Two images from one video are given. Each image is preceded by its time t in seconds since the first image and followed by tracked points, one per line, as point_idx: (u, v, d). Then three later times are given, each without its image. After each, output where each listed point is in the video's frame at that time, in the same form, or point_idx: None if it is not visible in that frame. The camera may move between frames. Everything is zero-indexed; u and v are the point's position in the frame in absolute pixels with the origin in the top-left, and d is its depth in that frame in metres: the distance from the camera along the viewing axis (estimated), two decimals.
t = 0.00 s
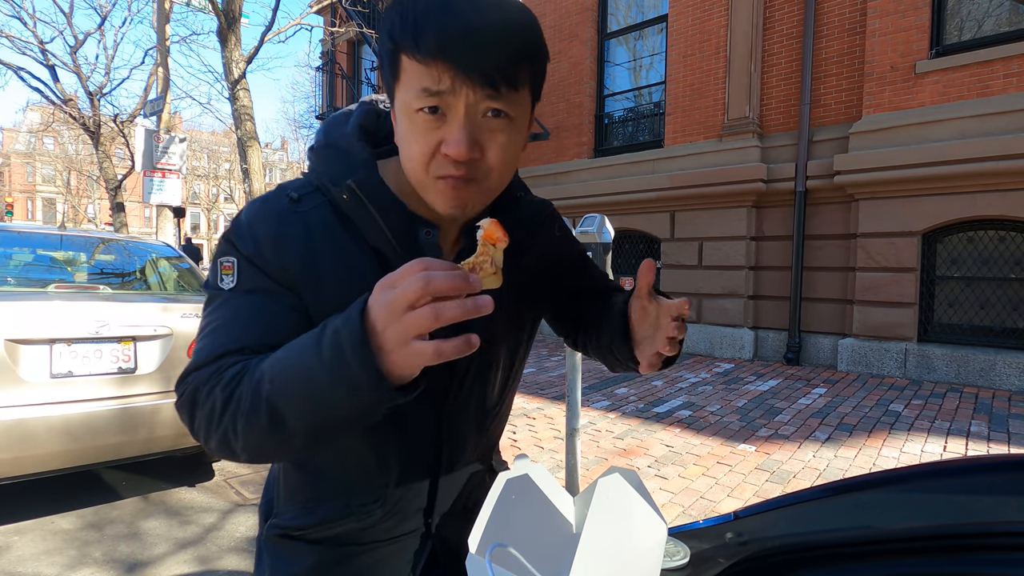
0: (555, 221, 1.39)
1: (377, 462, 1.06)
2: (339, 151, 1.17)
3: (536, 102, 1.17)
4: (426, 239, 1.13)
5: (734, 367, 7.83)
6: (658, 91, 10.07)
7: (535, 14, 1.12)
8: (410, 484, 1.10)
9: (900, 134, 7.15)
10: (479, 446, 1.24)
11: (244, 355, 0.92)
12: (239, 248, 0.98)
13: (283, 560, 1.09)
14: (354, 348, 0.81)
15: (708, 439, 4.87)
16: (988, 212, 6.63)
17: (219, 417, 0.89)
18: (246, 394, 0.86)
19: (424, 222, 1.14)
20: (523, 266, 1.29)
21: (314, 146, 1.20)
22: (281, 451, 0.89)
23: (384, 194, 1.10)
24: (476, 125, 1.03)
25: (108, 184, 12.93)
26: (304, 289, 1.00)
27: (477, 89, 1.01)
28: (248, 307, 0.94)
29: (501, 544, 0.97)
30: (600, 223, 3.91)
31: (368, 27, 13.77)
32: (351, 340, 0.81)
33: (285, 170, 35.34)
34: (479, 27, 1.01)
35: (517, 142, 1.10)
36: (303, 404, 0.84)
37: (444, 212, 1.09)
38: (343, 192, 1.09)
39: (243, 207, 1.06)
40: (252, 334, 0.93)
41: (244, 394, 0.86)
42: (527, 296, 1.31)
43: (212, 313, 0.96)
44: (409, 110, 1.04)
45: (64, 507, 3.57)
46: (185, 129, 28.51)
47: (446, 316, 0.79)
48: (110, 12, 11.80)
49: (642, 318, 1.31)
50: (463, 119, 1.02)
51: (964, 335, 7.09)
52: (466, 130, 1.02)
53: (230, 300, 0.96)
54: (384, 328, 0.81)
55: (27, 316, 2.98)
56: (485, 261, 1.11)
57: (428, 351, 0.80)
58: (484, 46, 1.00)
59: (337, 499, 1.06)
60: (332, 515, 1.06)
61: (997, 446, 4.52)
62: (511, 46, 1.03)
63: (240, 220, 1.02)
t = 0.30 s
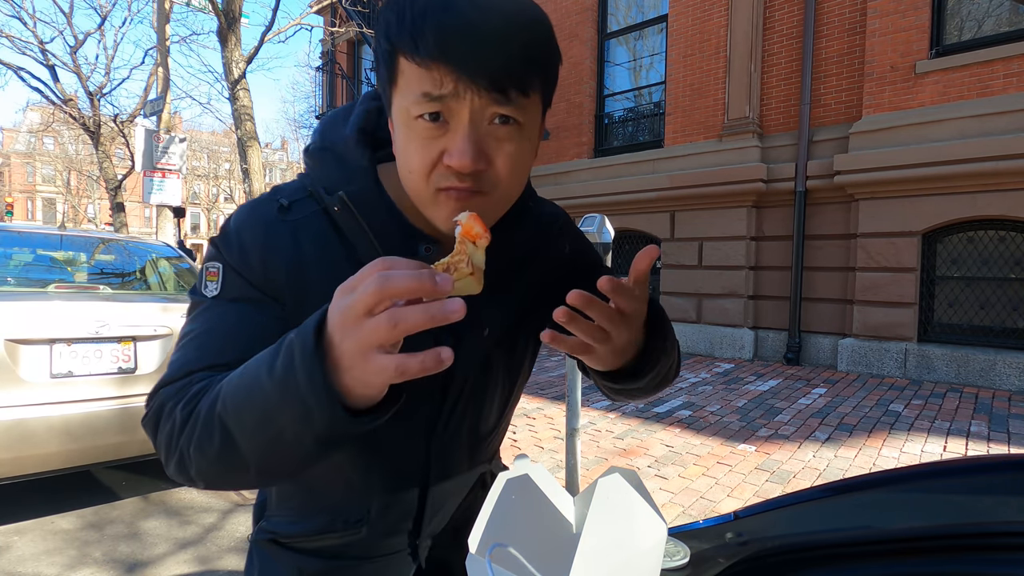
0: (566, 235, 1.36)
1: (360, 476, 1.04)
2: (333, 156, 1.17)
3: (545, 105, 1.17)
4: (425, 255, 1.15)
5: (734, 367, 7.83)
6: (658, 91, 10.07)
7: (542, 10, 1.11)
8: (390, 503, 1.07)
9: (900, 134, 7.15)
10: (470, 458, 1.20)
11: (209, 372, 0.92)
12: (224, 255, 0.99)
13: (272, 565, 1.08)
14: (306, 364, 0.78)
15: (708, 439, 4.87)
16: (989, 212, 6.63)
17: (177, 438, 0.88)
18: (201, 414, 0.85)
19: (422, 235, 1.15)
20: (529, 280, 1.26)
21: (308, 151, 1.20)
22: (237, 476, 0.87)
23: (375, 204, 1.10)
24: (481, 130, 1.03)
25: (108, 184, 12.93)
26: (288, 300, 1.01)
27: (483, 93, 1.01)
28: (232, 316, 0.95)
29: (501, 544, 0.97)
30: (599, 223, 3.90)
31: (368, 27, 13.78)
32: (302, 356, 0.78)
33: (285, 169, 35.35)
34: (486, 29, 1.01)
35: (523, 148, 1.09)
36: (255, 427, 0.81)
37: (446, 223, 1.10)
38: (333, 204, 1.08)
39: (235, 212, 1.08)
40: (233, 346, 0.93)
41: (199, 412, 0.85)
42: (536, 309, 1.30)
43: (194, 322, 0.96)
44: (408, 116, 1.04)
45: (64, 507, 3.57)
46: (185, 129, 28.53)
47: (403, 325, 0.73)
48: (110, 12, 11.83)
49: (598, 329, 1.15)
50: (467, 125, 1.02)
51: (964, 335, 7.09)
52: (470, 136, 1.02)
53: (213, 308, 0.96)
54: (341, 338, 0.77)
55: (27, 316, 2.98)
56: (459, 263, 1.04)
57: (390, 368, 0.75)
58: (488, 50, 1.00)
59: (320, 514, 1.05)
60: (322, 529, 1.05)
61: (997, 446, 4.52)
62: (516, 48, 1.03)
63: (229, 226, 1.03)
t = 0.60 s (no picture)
0: (571, 240, 1.37)
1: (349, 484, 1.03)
2: (325, 158, 1.16)
3: (545, 101, 1.18)
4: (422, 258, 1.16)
5: (734, 367, 7.83)
6: (658, 91, 10.07)
7: (540, 8, 1.11)
8: (379, 513, 1.05)
9: (900, 134, 7.15)
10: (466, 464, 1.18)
11: (189, 384, 0.92)
12: (211, 259, 0.99)
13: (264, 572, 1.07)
14: (278, 374, 0.77)
15: (708, 439, 4.87)
16: (989, 212, 6.63)
17: (153, 452, 0.88)
18: (175, 428, 0.85)
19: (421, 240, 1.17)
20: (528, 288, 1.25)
21: (300, 150, 1.19)
22: (213, 492, 0.86)
23: (368, 206, 1.10)
24: (478, 122, 1.03)
25: (108, 184, 12.93)
26: (277, 306, 1.00)
27: (480, 83, 1.00)
28: (218, 323, 0.95)
29: (501, 544, 0.97)
30: (599, 223, 3.89)
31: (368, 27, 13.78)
32: (275, 363, 0.77)
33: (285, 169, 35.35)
34: (486, 19, 1.01)
35: (521, 143, 1.09)
36: (229, 441, 0.81)
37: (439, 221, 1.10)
38: (326, 208, 1.08)
39: (224, 211, 1.07)
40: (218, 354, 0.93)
41: (174, 425, 0.86)
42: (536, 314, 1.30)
43: (178, 331, 0.96)
44: (400, 109, 1.03)
45: (64, 507, 3.57)
46: (185, 129, 28.53)
47: (378, 328, 0.71)
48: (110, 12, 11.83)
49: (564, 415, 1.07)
50: (463, 118, 1.01)
51: (964, 335, 7.09)
52: (466, 128, 1.02)
53: (198, 315, 0.96)
54: (315, 346, 0.76)
55: (27, 316, 2.97)
56: (445, 262, 1.02)
57: (365, 381, 0.73)
58: (483, 39, 1.00)
59: (313, 524, 1.04)
60: (312, 539, 1.03)
61: (997, 446, 4.52)
62: (516, 39, 1.03)
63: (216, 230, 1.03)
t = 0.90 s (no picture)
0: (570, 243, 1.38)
1: (343, 487, 1.03)
2: (321, 158, 1.16)
3: (544, 99, 1.18)
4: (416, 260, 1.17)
5: (734, 367, 7.83)
6: (658, 91, 10.07)
7: (540, 6, 1.11)
8: (373, 517, 1.05)
9: (900, 134, 7.15)
10: (462, 467, 1.18)
11: (179, 386, 0.92)
12: (203, 260, 0.99)
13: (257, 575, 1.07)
14: (269, 375, 0.77)
15: (708, 439, 4.87)
16: (988, 212, 6.64)
17: (144, 456, 0.88)
18: (167, 430, 0.85)
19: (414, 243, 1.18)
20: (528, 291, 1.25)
21: (296, 149, 1.19)
22: (205, 497, 0.85)
23: (363, 209, 1.09)
24: (476, 122, 1.03)
25: (108, 184, 12.94)
26: (271, 308, 1.00)
27: (478, 82, 1.01)
28: (210, 324, 0.95)
29: (501, 544, 0.97)
30: (599, 222, 3.88)
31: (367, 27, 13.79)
32: (266, 365, 0.77)
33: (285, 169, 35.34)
34: (486, 19, 1.02)
35: (520, 142, 1.09)
36: (220, 444, 0.81)
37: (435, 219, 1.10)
38: (319, 208, 1.08)
39: (216, 211, 1.07)
40: (209, 356, 0.93)
41: (165, 428, 0.86)
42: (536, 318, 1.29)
43: (170, 331, 0.96)
44: (396, 109, 1.03)
45: (64, 507, 3.57)
46: (184, 129, 28.53)
47: (370, 328, 0.71)
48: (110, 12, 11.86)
49: (568, 276, 0.99)
50: (461, 115, 1.01)
51: (964, 335, 7.09)
52: (465, 127, 1.02)
53: (188, 315, 0.96)
54: (307, 348, 0.76)
55: (27, 316, 2.97)
56: (440, 259, 1.02)
57: (356, 382, 0.73)
58: (481, 36, 1.00)
59: (307, 526, 1.03)
60: (305, 543, 1.03)
61: (997, 446, 4.52)
62: (515, 38, 1.03)
63: (209, 229, 1.02)
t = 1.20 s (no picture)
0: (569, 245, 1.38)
1: (340, 488, 1.02)
2: (318, 160, 1.16)
3: (542, 91, 1.19)
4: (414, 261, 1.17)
5: (734, 367, 7.83)
6: (658, 91, 10.07)
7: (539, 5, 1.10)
8: (371, 517, 1.05)
9: (900, 134, 7.15)
10: (461, 467, 1.17)
11: (174, 387, 0.92)
12: (200, 261, 0.99)
13: None
14: (263, 373, 0.76)
15: (708, 439, 4.87)
16: (988, 212, 6.64)
17: (139, 457, 0.88)
18: (163, 430, 0.85)
19: (409, 241, 1.20)
20: (528, 290, 1.25)
21: (294, 151, 1.19)
22: (201, 498, 0.85)
23: (362, 208, 1.09)
24: (477, 109, 1.03)
25: (108, 184, 12.95)
26: (268, 309, 1.00)
27: (478, 69, 1.01)
28: (207, 325, 0.94)
29: (501, 544, 0.97)
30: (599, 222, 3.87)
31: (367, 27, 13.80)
32: (258, 361, 0.77)
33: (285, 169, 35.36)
34: (485, 9, 1.02)
35: (521, 132, 1.09)
36: (214, 443, 0.81)
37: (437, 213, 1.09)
38: (317, 209, 1.07)
39: (212, 212, 1.07)
40: (205, 357, 0.93)
41: (160, 428, 0.86)
42: (539, 318, 1.28)
43: (167, 332, 0.96)
44: (396, 102, 1.03)
45: (64, 507, 3.57)
46: (185, 129, 28.53)
47: (360, 321, 0.71)
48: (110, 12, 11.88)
49: (584, 246, 1.00)
50: (462, 103, 1.01)
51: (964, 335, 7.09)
52: (467, 115, 1.01)
53: (184, 316, 0.96)
54: (298, 342, 0.76)
55: (26, 316, 2.97)
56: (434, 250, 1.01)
57: (348, 374, 0.73)
58: (481, 24, 1.01)
59: (306, 528, 1.03)
60: (304, 545, 1.03)
61: (997, 446, 4.52)
62: (513, 29, 1.04)
63: (206, 230, 1.02)
